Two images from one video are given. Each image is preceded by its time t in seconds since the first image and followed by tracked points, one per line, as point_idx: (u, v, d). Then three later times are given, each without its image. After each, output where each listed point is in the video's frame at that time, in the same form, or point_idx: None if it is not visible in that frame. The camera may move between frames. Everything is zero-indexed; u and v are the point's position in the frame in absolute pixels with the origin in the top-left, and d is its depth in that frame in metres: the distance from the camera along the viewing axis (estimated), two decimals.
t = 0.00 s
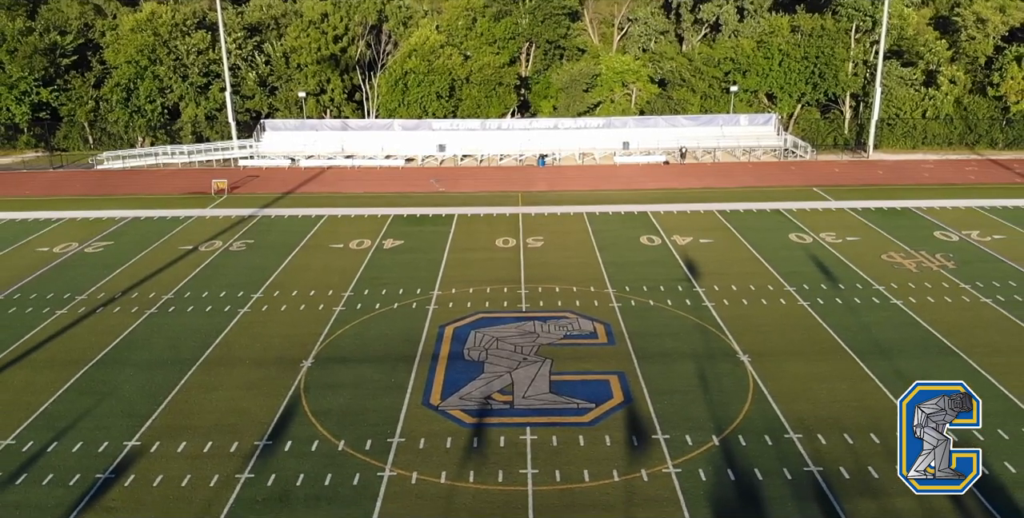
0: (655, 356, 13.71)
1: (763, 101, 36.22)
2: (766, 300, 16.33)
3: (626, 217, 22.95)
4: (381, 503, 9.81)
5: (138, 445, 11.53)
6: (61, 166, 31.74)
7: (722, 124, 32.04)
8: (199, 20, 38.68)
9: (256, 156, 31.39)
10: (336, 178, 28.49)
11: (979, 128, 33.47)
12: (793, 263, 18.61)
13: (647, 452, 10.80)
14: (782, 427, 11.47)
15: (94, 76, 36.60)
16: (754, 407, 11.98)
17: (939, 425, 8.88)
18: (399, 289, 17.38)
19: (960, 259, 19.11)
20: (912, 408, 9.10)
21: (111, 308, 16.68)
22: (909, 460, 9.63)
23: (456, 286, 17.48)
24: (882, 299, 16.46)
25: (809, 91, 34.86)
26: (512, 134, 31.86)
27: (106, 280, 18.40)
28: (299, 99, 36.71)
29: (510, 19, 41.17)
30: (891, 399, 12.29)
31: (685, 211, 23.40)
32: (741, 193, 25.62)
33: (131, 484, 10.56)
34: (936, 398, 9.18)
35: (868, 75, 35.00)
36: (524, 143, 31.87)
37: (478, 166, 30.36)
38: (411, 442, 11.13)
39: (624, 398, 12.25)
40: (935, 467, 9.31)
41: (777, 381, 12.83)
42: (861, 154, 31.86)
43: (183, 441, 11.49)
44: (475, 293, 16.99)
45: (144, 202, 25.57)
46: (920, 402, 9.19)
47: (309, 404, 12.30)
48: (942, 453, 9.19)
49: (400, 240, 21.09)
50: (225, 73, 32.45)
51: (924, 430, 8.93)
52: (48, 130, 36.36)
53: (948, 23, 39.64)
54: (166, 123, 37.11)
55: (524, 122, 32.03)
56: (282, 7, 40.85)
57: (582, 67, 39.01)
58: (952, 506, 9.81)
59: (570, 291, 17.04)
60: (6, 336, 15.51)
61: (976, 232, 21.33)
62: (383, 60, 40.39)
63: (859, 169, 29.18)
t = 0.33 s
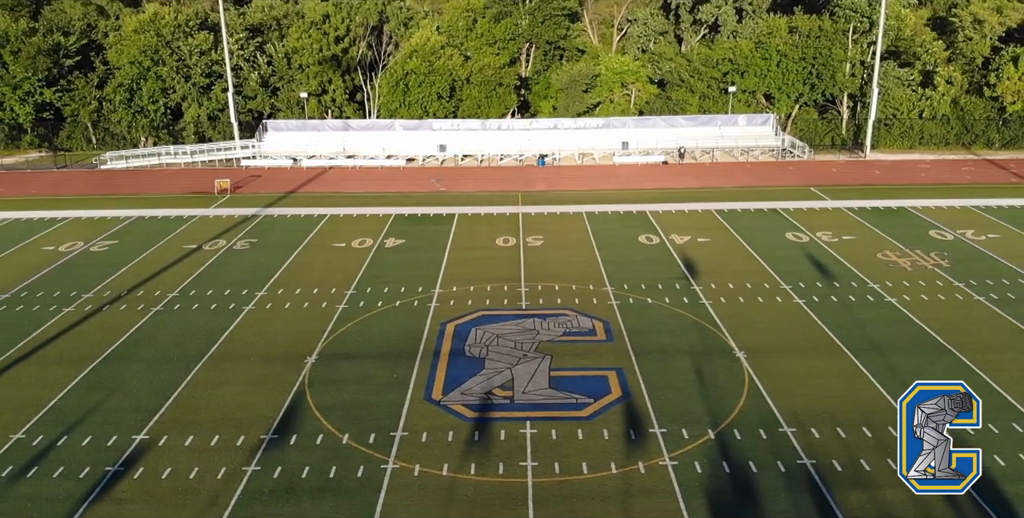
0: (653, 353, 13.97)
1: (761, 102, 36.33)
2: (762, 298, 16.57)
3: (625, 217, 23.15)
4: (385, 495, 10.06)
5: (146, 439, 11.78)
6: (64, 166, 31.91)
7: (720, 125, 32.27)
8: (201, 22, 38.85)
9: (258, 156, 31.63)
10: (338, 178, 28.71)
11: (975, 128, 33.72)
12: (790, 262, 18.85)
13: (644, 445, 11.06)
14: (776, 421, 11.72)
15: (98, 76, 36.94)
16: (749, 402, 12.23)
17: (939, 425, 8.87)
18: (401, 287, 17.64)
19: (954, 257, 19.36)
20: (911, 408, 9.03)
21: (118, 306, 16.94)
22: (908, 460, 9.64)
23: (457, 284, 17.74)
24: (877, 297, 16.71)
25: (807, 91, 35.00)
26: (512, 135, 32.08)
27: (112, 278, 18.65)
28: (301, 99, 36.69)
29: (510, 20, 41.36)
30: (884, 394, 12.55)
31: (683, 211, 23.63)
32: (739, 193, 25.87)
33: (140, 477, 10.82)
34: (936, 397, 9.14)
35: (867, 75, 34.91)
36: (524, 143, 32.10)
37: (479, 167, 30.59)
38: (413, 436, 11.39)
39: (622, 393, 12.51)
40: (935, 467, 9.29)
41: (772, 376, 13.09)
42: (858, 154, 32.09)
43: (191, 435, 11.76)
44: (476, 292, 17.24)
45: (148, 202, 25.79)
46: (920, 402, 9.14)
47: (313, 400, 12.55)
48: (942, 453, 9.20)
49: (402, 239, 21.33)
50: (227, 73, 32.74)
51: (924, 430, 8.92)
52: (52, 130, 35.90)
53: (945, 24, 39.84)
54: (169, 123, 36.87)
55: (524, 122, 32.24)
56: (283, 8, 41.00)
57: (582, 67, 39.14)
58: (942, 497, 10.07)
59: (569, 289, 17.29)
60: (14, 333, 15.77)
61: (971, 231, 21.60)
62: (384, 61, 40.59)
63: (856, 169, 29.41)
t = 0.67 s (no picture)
0: (650, 349, 14.25)
1: (759, 102, 36.50)
2: (757, 296, 16.85)
3: (624, 216, 23.40)
4: (388, 486, 10.34)
5: (154, 432, 12.06)
6: (68, 167, 32.14)
7: (718, 125, 32.47)
8: (204, 23, 39.02)
9: (260, 156, 31.89)
10: (340, 178, 28.95)
11: (971, 128, 34.01)
12: (786, 260, 19.13)
13: (640, 438, 11.34)
14: (770, 415, 12.00)
15: (101, 77, 37.09)
16: (743, 396, 12.52)
17: (939, 425, 9.21)
18: (403, 285, 17.93)
19: (948, 256, 19.64)
20: (910, 408, 9.49)
21: (124, 303, 17.22)
22: (909, 460, 9.92)
23: (458, 282, 18.02)
24: (871, 295, 16.99)
25: (804, 92, 35.19)
26: (512, 135, 32.34)
27: (118, 277, 18.93)
28: (303, 100, 36.91)
29: (510, 21, 41.53)
30: (877, 389, 12.82)
31: (681, 210, 23.90)
32: (737, 192, 26.15)
33: (149, 469, 11.10)
34: (935, 397, 9.56)
35: (864, 76, 35.23)
36: (523, 143, 32.39)
37: (479, 166, 30.83)
38: (415, 429, 11.67)
39: (619, 388, 12.80)
40: (936, 466, 9.65)
41: (767, 371, 13.38)
42: (855, 154, 32.34)
43: (198, 429, 12.04)
44: (477, 289, 17.52)
45: (151, 201, 26.05)
46: (920, 402, 9.53)
47: (317, 394, 12.84)
48: (942, 453, 9.54)
49: (403, 238, 21.60)
50: (230, 74, 33.02)
51: (924, 430, 9.25)
52: (55, 130, 36.43)
53: (942, 25, 40.07)
54: (172, 123, 36.90)
55: (524, 123, 32.50)
56: (284, 9, 40.98)
57: (581, 68, 39.37)
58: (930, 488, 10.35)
59: (568, 286, 17.57)
60: (22, 330, 16.06)
61: (965, 230, 21.88)
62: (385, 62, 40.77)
63: (852, 169, 29.67)
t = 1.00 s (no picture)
0: (647, 344, 14.58)
1: (756, 103, 36.62)
2: (752, 293, 17.18)
3: (622, 216, 23.69)
4: (392, 476, 10.66)
5: (163, 425, 12.39)
6: (72, 166, 32.38)
7: (716, 125, 32.72)
8: (207, 24, 39.00)
9: (263, 156, 32.17)
10: (341, 178, 29.23)
11: (967, 129, 34.27)
12: (781, 259, 19.44)
13: (636, 430, 11.66)
14: (763, 408, 12.31)
15: (105, 77, 36.77)
16: (737, 390, 12.84)
17: (938, 424, 8.67)
18: (405, 283, 18.25)
19: (941, 255, 19.97)
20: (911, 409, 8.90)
21: (131, 300, 17.53)
22: (908, 460, 9.40)
23: (459, 280, 18.34)
24: (864, 292, 17.33)
25: (802, 92, 35.16)
26: (512, 135, 32.63)
27: (124, 275, 19.25)
28: (304, 100, 37.10)
29: (510, 22, 41.63)
30: (867, 384, 13.14)
31: (679, 210, 24.21)
32: (734, 192, 26.46)
33: (159, 460, 11.42)
34: (936, 396, 8.92)
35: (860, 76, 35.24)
36: (523, 144, 32.68)
37: (479, 166, 31.12)
38: (418, 422, 11.99)
39: (616, 382, 13.14)
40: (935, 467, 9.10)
41: (760, 366, 13.70)
42: (852, 154, 32.64)
43: (206, 421, 12.37)
44: (477, 287, 17.85)
45: (156, 201, 26.36)
46: (920, 402, 8.92)
47: (322, 388, 13.16)
48: (943, 453, 8.96)
49: (405, 237, 21.92)
50: (233, 74, 33.32)
51: (923, 430, 8.72)
52: (59, 130, 36.42)
53: (939, 26, 40.32)
54: (175, 124, 37.02)
55: (524, 123, 32.80)
56: (286, 11, 41.06)
57: (580, 69, 39.53)
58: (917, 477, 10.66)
59: (567, 284, 17.88)
60: (32, 327, 16.38)
61: (959, 229, 22.21)
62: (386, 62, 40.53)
63: (848, 168, 29.97)
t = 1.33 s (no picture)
0: (641, 337, 15.22)
1: (751, 104, 36.95)
2: (743, 289, 17.81)
3: (619, 215, 24.31)
4: (398, 459, 11.30)
5: (180, 412, 13.02)
6: (80, 166, 32.94)
7: (712, 126, 33.31)
8: (213, 26, 39.05)
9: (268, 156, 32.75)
10: (345, 177, 29.81)
11: (958, 129, 34.92)
12: (772, 256, 20.06)
13: (630, 417, 12.30)
14: (750, 397, 12.94)
15: (112, 78, 37.31)
16: (726, 380, 13.47)
17: (938, 425, 8.76)
18: (408, 279, 18.89)
19: (927, 252, 20.62)
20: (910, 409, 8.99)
21: (144, 296, 18.18)
22: (908, 460, 9.45)
23: (460, 276, 18.99)
24: (851, 288, 17.96)
25: (795, 94, 35.73)
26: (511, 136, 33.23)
27: (136, 271, 19.88)
28: (308, 101, 37.18)
29: (510, 24, 41.95)
30: (851, 374, 13.79)
31: (674, 208, 24.85)
32: (728, 191, 27.08)
33: (177, 444, 12.06)
34: (936, 396, 8.99)
35: (852, 77, 35.71)
36: (523, 144, 33.32)
37: (480, 166, 31.72)
38: (422, 409, 12.63)
39: (611, 372, 13.77)
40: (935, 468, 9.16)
41: (749, 357, 14.34)
42: (845, 154, 33.26)
43: (220, 409, 13.00)
44: (477, 282, 18.50)
45: (164, 200, 26.98)
46: (920, 402, 8.97)
47: (330, 378, 13.79)
48: (943, 453, 9.03)
49: (407, 235, 22.55)
50: (238, 76, 33.85)
51: (923, 430, 8.82)
52: (67, 130, 36.55)
53: (932, 29, 40.90)
54: (180, 124, 36.99)
55: (523, 124, 33.41)
56: (290, 13, 41.44)
57: (578, 71, 40.07)
58: (895, 460, 11.30)
59: (564, 280, 18.51)
60: (49, 322, 17.02)
61: (946, 227, 22.86)
62: (389, 64, 41.20)
63: (841, 168, 30.60)
